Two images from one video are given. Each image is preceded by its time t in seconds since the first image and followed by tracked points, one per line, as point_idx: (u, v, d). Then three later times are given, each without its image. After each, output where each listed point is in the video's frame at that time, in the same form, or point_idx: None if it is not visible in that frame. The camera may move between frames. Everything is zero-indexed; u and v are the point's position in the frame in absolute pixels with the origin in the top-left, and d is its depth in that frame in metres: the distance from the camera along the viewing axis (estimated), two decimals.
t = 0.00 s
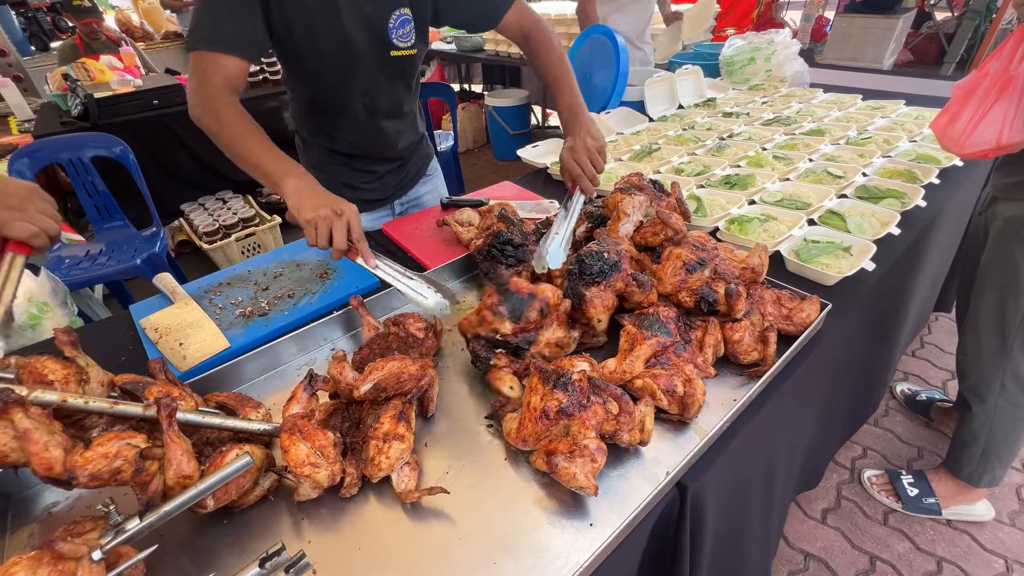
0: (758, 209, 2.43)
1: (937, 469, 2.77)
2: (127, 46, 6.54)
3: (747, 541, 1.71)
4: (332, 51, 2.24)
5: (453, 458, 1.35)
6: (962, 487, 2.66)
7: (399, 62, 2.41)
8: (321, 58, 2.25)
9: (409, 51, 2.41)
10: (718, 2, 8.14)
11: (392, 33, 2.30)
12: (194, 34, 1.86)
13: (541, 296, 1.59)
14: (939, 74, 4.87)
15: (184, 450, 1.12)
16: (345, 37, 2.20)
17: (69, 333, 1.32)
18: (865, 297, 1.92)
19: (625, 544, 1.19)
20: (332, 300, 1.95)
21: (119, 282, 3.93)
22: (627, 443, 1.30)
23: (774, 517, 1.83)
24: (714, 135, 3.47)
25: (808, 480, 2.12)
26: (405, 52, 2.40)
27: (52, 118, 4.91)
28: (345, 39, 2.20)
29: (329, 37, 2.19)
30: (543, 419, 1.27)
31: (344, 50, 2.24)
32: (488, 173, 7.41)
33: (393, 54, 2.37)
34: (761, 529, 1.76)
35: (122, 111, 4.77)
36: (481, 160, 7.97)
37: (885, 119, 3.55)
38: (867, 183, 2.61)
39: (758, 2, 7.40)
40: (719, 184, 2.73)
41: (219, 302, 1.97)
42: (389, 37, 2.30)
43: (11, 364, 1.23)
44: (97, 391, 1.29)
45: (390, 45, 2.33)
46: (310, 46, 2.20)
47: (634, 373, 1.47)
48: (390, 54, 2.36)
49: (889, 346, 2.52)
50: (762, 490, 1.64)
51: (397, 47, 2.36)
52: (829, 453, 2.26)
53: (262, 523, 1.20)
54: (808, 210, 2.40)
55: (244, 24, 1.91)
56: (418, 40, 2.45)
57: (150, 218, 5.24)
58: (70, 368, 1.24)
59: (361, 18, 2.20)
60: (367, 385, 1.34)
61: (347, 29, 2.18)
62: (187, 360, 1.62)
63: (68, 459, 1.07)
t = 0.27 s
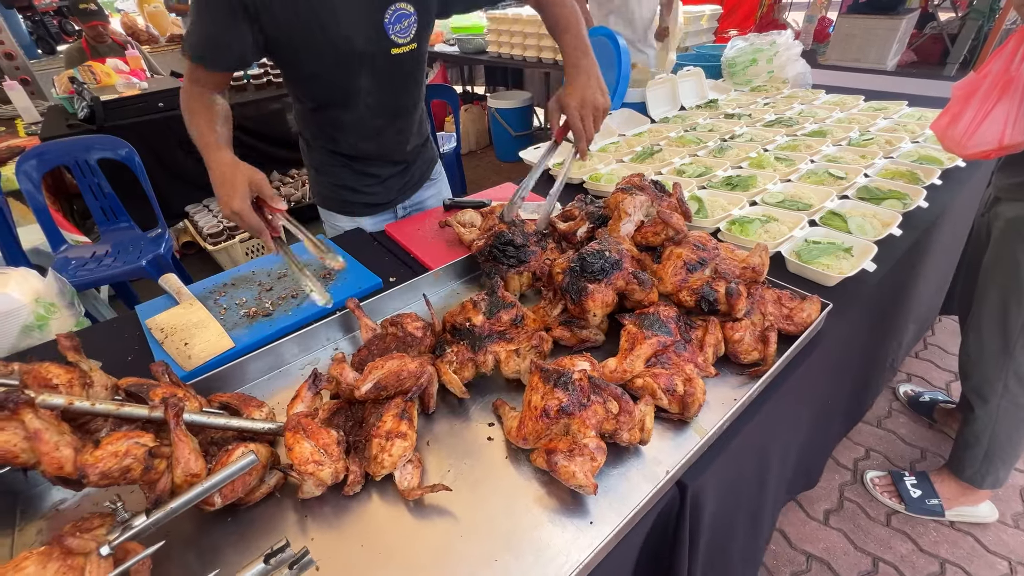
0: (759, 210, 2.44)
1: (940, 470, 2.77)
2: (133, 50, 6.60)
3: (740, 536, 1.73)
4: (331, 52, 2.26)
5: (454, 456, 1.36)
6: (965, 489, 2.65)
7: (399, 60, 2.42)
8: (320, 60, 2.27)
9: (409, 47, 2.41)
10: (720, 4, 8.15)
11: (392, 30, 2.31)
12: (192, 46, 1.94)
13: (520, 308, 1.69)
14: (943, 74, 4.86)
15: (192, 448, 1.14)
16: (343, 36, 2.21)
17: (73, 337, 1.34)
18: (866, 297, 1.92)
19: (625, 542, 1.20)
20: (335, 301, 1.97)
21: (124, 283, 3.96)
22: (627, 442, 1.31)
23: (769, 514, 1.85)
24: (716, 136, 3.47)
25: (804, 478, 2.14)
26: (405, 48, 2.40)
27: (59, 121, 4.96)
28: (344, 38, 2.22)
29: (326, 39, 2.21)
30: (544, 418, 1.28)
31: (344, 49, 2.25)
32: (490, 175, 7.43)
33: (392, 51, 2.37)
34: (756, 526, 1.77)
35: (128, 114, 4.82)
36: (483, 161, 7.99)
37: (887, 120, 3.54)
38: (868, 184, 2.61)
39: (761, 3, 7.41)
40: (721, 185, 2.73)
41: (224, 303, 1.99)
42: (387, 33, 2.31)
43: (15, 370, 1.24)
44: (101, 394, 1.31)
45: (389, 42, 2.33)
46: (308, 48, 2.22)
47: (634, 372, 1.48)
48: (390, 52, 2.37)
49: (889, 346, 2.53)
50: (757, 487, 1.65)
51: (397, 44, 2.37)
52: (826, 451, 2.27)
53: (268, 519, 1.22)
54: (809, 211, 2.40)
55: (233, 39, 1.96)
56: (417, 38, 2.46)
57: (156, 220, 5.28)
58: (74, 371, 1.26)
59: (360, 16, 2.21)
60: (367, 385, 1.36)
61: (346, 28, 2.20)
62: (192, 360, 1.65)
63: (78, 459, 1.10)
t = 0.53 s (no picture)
0: (760, 211, 2.45)
1: (942, 471, 2.77)
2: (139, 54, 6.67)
3: (736, 532, 1.76)
4: (323, 66, 2.26)
5: (457, 454, 1.38)
6: (967, 490, 2.65)
7: (388, 72, 2.37)
8: (313, 72, 2.28)
9: (398, 58, 2.36)
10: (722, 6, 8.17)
11: (379, 42, 2.26)
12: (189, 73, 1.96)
13: (524, 309, 1.72)
14: (945, 76, 4.86)
15: (200, 445, 1.18)
16: (331, 50, 2.20)
17: (78, 343, 1.32)
18: (866, 298, 1.94)
19: (625, 538, 1.22)
20: (340, 300, 2.00)
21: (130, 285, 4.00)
22: (627, 440, 1.33)
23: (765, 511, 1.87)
24: (717, 138, 3.49)
25: (800, 476, 2.16)
26: (395, 59, 2.35)
27: (66, 124, 5.02)
28: (332, 51, 2.20)
29: (317, 53, 2.20)
30: (545, 416, 1.30)
31: (334, 62, 2.24)
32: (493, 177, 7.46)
33: (381, 63, 2.33)
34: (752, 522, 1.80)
35: (134, 117, 4.88)
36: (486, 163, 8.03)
37: (888, 121, 3.56)
38: (869, 186, 2.62)
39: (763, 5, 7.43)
40: (721, 187, 2.75)
41: (230, 303, 2.02)
42: (374, 46, 2.26)
43: (23, 376, 1.21)
44: (109, 397, 1.31)
45: (378, 55, 2.29)
46: (301, 61, 2.23)
47: (634, 372, 1.50)
48: (380, 63, 2.33)
49: (888, 346, 2.54)
50: (754, 485, 1.67)
51: (385, 56, 2.32)
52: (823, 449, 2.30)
53: (274, 514, 1.24)
54: (810, 212, 2.42)
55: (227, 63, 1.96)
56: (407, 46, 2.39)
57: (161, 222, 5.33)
58: (81, 376, 1.26)
59: (346, 30, 2.17)
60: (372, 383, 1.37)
61: (333, 42, 2.17)
62: (199, 359, 1.67)
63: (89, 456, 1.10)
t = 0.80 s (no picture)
0: (760, 212, 2.47)
1: (944, 473, 2.77)
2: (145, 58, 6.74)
3: (730, 528, 1.79)
4: (324, 76, 2.30)
5: (459, 453, 1.40)
6: (970, 491, 2.65)
7: (388, 80, 2.43)
8: (314, 82, 2.32)
9: (398, 67, 2.41)
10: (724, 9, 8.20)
11: (379, 52, 2.31)
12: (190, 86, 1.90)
13: (527, 309, 1.74)
14: (947, 78, 4.86)
15: (210, 441, 1.20)
16: (333, 61, 2.24)
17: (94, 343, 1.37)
18: (865, 299, 1.96)
19: (626, 534, 1.24)
20: (346, 300, 2.03)
21: (136, 287, 4.03)
22: (627, 437, 1.34)
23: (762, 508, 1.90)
24: (718, 140, 3.51)
25: (797, 475, 2.18)
26: (394, 68, 2.40)
27: (73, 128, 5.08)
28: (334, 62, 2.24)
29: (318, 65, 2.24)
30: (547, 413, 1.32)
31: (335, 72, 2.28)
32: (495, 179, 7.49)
33: (382, 73, 2.38)
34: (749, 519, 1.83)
35: (141, 120, 4.93)
36: (488, 166, 8.07)
37: (889, 123, 3.57)
38: (869, 187, 2.63)
39: (765, 8, 7.46)
40: (722, 189, 2.76)
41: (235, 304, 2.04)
42: (375, 56, 2.31)
43: (40, 376, 1.27)
44: (122, 396, 1.34)
45: (378, 64, 2.34)
46: (302, 72, 2.26)
47: (635, 371, 1.52)
48: (380, 72, 2.38)
49: (887, 347, 2.56)
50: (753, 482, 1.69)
51: (385, 65, 2.37)
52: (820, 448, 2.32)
53: (280, 510, 1.26)
54: (810, 214, 2.43)
55: (229, 75, 1.92)
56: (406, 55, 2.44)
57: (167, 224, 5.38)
58: (96, 377, 1.30)
59: (347, 41, 2.21)
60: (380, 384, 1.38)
61: (335, 53, 2.22)
62: (205, 358, 1.69)
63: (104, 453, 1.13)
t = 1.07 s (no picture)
0: (761, 215, 2.48)
1: (946, 475, 2.77)
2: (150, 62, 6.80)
3: (733, 528, 1.80)
4: (332, 76, 2.31)
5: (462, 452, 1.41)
6: (972, 493, 2.65)
7: (395, 81, 2.45)
8: (321, 83, 2.33)
9: (406, 67, 2.43)
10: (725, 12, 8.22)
11: (388, 53, 2.33)
12: (195, 85, 1.98)
13: (535, 307, 1.76)
14: (949, 80, 4.87)
15: (247, 439, 1.23)
16: (341, 62, 2.26)
17: (127, 345, 1.37)
18: (867, 301, 1.97)
19: (629, 533, 1.25)
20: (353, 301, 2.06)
21: (141, 289, 4.06)
22: (629, 438, 1.35)
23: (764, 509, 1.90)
24: (720, 143, 3.52)
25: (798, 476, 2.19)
26: (402, 69, 2.42)
27: (80, 131, 5.12)
28: (343, 62, 2.26)
29: (326, 65, 2.26)
30: (550, 414, 1.33)
31: (342, 72, 2.30)
32: (497, 182, 7.52)
33: (390, 73, 2.40)
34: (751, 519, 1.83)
35: (146, 124, 4.97)
36: (489, 169, 8.09)
37: (890, 126, 3.58)
38: (870, 190, 2.64)
39: (766, 11, 7.47)
40: (723, 191, 2.78)
41: (241, 306, 2.06)
42: (384, 57, 2.33)
43: (78, 379, 1.28)
44: (157, 396, 1.36)
45: (386, 64, 2.36)
46: (309, 73, 2.28)
47: (637, 371, 1.53)
48: (388, 73, 2.40)
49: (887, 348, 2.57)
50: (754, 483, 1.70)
51: (394, 66, 2.39)
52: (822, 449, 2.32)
53: (287, 508, 1.28)
54: (811, 216, 2.44)
55: (237, 76, 1.98)
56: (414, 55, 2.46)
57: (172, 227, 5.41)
58: (131, 377, 1.32)
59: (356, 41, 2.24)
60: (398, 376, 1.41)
61: (344, 54, 2.24)
62: (212, 359, 1.72)
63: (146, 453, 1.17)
